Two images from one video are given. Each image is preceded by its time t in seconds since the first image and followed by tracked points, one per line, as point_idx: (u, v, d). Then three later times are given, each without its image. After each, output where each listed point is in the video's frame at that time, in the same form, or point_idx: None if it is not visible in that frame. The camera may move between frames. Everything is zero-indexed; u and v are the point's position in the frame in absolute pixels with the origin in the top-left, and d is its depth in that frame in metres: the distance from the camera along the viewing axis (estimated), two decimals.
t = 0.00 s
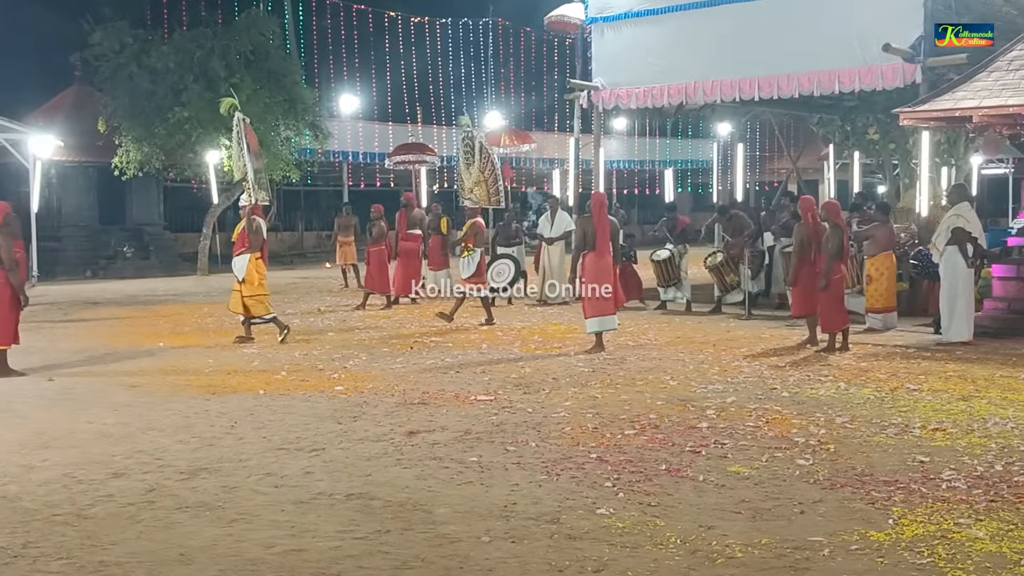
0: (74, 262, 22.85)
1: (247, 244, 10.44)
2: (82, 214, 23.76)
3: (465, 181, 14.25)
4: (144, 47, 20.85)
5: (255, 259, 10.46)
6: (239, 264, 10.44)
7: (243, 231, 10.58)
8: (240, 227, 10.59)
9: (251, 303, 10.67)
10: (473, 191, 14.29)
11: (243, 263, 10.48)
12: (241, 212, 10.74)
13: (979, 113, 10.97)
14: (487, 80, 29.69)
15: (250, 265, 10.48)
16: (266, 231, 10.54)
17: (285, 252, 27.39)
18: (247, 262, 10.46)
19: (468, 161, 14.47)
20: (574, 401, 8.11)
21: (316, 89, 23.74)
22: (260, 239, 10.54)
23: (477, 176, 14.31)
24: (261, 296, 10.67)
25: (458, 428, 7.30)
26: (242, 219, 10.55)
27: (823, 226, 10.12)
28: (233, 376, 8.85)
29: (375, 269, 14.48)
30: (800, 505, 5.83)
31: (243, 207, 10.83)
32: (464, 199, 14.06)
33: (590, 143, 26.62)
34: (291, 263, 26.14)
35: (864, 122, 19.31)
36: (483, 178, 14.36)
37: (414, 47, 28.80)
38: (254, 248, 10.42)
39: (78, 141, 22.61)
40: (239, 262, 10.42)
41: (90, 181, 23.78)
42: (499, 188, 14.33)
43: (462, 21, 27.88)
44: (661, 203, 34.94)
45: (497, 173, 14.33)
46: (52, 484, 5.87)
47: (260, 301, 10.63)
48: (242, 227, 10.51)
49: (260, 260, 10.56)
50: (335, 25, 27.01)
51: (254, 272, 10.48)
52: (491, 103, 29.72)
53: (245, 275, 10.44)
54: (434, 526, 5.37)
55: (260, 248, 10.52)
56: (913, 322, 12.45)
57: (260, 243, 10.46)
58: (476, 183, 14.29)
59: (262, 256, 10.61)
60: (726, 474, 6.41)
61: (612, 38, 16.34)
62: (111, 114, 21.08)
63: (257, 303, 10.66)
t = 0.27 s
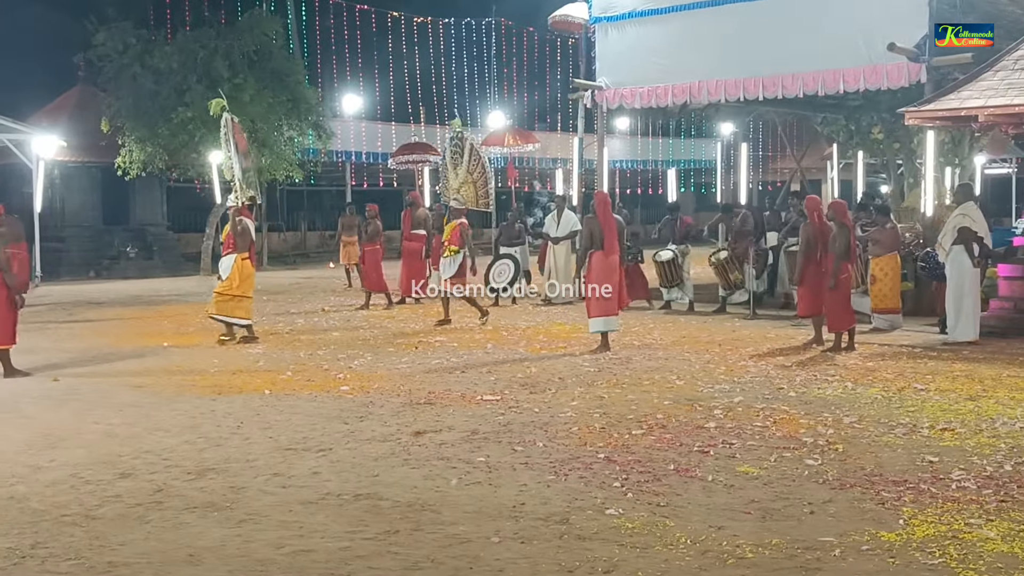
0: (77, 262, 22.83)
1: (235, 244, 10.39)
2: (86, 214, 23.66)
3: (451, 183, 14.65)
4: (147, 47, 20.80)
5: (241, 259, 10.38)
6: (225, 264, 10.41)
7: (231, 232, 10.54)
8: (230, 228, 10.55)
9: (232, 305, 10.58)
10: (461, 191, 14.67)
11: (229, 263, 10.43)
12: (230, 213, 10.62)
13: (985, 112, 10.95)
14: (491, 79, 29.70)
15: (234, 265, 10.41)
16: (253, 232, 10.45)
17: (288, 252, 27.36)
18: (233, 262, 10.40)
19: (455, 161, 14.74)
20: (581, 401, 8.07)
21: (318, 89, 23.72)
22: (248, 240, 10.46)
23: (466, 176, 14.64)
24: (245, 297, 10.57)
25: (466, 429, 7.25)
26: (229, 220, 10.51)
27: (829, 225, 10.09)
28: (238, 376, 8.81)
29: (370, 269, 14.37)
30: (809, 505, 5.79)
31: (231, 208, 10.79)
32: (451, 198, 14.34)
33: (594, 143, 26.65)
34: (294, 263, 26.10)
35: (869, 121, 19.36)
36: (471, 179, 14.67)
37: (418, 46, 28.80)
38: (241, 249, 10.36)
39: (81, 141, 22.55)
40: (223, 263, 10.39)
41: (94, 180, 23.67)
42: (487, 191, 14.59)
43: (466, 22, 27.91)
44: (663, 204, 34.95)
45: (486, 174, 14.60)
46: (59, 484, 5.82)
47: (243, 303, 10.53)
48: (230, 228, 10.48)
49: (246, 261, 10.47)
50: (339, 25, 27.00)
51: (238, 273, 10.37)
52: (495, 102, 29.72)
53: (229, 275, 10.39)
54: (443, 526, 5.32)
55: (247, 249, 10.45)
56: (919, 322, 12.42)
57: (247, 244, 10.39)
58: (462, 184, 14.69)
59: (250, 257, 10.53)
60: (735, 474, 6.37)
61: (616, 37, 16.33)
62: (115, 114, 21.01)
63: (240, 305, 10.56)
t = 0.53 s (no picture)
0: (80, 263, 22.79)
1: (219, 246, 10.43)
2: (88, 215, 23.66)
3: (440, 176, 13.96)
4: (149, 48, 20.82)
5: (224, 260, 10.41)
6: (209, 266, 10.41)
7: (216, 235, 10.56)
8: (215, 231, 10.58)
9: (219, 307, 10.58)
10: (451, 190, 13.22)
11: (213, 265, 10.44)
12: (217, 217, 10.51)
13: (988, 112, 10.94)
14: (493, 80, 29.71)
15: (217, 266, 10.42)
16: (239, 233, 10.51)
17: (290, 253, 27.36)
18: (216, 264, 10.41)
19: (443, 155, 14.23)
20: (585, 401, 8.06)
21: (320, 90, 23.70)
22: (233, 241, 10.51)
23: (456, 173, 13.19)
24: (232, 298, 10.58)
25: (470, 429, 7.23)
26: (213, 222, 10.53)
27: (833, 226, 10.07)
28: (242, 377, 8.78)
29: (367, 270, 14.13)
30: (815, 505, 5.77)
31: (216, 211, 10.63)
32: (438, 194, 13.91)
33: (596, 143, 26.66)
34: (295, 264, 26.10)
35: (871, 120, 19.29)
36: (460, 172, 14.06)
37: (420, 46, 28.81)
38: (226, 249, 10.39)
39: (84, 141, 22.52)
40: (208, 264, 10.39)
41: (96, 181, 23.67)
42: (482, 190, 13.35)
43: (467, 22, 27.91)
44: (665, 204, 34.93)
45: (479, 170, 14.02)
46: (64, 484, 5.80)
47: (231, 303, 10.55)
48: (214, 230, 10.51)
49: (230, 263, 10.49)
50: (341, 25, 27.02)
51: (222, 274, 10.39)
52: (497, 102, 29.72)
53: (212, 276, 10.39)
54: (449, 527, 5.30)
55: (233, 249, 10.49)
56: (922, 322, 12.41)
57: (232, 246, 10.43)
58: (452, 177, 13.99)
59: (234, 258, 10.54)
60: (740, 475, 6.35)
61: (619, 38, 16.32)
62: (118, 115, 20.98)
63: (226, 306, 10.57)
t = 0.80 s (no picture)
0: (84, 263, 22.66)
1: (204, 246, 10.36)
2: (93, 215, 23.94)
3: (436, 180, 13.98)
4: (154, 49, 20.90)
5: (208, 260, 10.26)
6: (192, 266, 10.28)
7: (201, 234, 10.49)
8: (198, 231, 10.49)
9: (204, 306, 10.55)
10: (444, 192, 13.88)
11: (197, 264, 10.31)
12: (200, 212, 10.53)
13: (992, 112, 10.90)
14: (496, 80, 29.70)
15: (201, 267, 10.27)
16: (223, 234, 10.46)
17: (295, 253, 27.40)
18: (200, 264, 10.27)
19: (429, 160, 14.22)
20: (588, 402, 8.05)
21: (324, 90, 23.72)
22: (219, 242, 10.45)
23: (453, 176, 13.92)
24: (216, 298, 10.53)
25: (472, 430, 7.24)
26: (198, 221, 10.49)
27: (836, 226, 10.04)
28: (245, 377, 8.80)
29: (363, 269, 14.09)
30: (818, 507, 5.76)
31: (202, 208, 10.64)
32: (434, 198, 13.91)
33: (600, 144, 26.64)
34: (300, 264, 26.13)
35: (875, 121, 19.35)
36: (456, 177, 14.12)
37: (424, 47, 28.83)
38: (210, 250, 10.30)
39: (88, 142, 22.58)
40: (191, 264, 10.27)
41: (101, 182, 23.99)
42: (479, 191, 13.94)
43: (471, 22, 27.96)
44: (670, 205, 34.88)
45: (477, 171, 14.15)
46: (67, 485, 5.83)
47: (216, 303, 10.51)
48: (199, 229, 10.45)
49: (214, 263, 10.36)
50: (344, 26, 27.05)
51: (205, 274, 10.27)
52: (501, 103, 29.71)
53: (196, 277, 10.30)
54: (450, 528, 5.31)
55: (217, 250, 10.39)
56: (926, 322, 12.43)
57: (216, 246, 10.36)
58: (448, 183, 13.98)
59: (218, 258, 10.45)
60: (743, 476, 6.35)
61: (622, 38, 16.30)
62: (121, 116, 21.03)
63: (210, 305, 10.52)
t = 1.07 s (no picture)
0: (92, 264, 23.14)
1: (198, 245, 10.45)
2: (101, 216, 23.86)
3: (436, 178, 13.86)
4: (161, 49, 20.91)
5: (204, 260, 10.45)
6: (188, 266, 10.47)
7: (194, 234, 10.55)
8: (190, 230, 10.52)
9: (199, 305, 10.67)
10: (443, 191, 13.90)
11: (193, 264, 10.50)
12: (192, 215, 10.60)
13: (999, 113, 10.84)
14: (503, 81, 29.70)
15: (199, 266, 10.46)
16: (216, 233, 10.50)
17: (302, 253, 27.50)
18: (196, 264, 10.46)
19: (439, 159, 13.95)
20: (591, 403, 8.07)
21: (331, 90, 23.75)
22: (211, 240, 10.52)
23: (453, 177, 13.96)
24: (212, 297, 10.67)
25: (475, 431, 7.26)
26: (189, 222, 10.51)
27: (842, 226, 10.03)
28: (251, 377, 8.86)
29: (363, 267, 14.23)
30: (820, 508, 5.76)
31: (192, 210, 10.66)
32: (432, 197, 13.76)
33: (606, 144, 26.61)
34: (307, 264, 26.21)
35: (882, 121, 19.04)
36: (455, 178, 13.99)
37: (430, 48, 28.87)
38: (204, 250, 10.41)
39: (96, 144, 22.72)
40: (187, 264, 10.45)
41: (109, 183, 23.93)
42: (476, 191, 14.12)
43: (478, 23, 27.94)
44: (678, 204, 34.80)
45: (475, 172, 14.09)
46: (72, 486, 5.91)
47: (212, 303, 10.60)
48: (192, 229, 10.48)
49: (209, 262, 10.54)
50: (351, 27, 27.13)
51: (201, 274, 10.43)
52: (508, 103, 29.71)
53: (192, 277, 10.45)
54: (452, 529, 5.34)
55: (211, 249, 10.52)
56: (932, 322, 12.41)
57: (210, 245, 10.46)
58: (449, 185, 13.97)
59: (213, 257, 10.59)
60: (746, 477, 6.35)
61: (628, 38, 16.26)
62: (129, 117, 21.14)
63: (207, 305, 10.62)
